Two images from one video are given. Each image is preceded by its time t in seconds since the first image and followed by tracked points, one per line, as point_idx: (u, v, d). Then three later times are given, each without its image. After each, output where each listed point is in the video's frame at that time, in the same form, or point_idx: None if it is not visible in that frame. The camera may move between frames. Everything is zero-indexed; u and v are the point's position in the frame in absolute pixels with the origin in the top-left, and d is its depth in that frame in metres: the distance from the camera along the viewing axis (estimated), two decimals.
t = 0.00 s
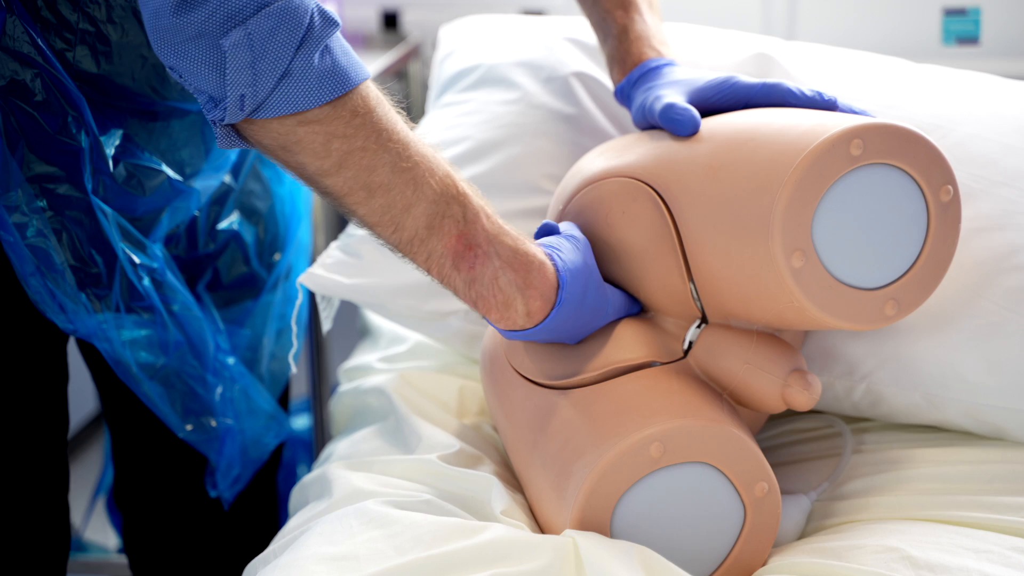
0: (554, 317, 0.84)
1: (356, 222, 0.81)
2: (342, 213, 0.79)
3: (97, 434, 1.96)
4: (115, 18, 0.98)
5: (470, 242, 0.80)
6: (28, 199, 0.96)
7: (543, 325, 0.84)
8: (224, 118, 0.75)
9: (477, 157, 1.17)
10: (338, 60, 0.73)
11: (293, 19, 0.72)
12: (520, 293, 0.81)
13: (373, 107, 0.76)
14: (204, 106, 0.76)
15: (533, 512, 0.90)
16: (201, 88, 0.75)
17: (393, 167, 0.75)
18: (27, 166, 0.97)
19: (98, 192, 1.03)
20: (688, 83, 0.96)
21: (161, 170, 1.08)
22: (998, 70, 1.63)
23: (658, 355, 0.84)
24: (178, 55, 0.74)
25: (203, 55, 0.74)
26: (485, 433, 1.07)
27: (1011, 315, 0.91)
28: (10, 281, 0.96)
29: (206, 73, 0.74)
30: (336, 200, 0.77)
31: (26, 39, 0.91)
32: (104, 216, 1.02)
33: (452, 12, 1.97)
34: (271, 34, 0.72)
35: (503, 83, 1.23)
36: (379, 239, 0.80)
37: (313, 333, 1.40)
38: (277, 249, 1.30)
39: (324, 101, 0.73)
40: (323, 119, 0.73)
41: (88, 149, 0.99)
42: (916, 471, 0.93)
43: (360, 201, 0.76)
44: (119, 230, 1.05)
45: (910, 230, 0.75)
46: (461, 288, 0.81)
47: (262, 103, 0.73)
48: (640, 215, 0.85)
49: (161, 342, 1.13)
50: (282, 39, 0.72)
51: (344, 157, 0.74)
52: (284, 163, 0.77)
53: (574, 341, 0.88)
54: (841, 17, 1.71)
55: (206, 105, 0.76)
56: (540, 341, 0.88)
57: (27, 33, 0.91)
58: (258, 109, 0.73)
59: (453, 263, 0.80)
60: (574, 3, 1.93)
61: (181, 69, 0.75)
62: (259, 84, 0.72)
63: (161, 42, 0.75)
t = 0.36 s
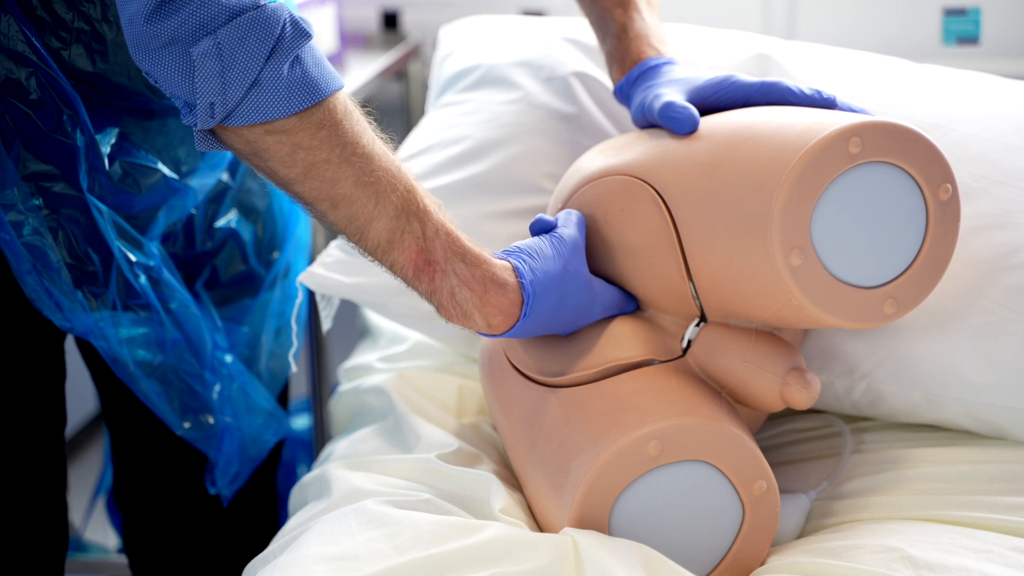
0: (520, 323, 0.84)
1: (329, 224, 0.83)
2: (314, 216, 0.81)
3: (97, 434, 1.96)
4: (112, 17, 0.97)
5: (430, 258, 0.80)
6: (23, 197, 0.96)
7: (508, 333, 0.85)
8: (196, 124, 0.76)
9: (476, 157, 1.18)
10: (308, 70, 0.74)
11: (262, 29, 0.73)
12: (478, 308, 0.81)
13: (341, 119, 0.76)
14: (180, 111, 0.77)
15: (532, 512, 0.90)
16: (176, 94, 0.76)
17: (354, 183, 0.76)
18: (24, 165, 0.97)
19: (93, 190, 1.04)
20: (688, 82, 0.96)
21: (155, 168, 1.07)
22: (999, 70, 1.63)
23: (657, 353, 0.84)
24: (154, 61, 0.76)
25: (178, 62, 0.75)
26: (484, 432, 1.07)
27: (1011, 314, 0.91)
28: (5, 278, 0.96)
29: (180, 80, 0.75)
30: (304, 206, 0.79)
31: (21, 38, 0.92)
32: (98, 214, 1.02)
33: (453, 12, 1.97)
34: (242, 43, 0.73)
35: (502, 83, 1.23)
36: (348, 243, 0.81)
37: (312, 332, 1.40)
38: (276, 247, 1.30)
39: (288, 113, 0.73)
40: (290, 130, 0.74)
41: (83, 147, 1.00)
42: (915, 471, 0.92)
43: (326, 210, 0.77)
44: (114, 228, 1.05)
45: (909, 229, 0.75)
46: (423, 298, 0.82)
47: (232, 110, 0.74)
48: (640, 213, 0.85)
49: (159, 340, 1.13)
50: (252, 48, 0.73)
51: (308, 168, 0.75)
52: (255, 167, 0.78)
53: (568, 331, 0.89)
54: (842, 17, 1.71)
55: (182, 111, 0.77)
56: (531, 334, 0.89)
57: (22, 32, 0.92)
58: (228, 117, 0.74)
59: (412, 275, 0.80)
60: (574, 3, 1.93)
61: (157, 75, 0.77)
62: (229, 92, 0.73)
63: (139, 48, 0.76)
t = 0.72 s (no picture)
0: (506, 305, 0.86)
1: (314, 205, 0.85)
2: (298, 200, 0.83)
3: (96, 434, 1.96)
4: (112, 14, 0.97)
5: (408, 242, 0.81)
6: (23, 195, 0.96)
7: (490, 314, 0.87)
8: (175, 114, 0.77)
9: (476, 156, 1.18)
10: (285, 62, 0.74)
11: (238, 20, 0.74)
12: (458, 290, 0.83)
13: (319, 111, 0.77)
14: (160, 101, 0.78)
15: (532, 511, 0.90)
16: (156, 85, 0.77)
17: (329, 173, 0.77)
18: (23, 163, 0.97)
19: (94, 188, 1.03)
20: (689, 81, 0.96)
21: (156, 166, 1.07)
22: (999, 70, 1.62)
23: (658, 352, 0.84)
24: (134, 52, 0.77)
25: (156, 54, 0.76)
26: (484, 432, 1.07)
27: (1011, 313, 0.91)
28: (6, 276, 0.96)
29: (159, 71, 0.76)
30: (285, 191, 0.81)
31: (20, 36, 0.92)
32: (98, 211, 1.02)
33: (453, 12, 1.97)
34: (217, 35, 0.74)
35: (503, 82, 1.23)
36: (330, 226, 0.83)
37: (313, 332, 1.40)
38: (278, 246, 1.29)
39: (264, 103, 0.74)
40: (268, 121, 0.75)
41: (83, 145, 0.99)
42: (916, 470, 0.92)
43: (305, 197, 0.79)
44: (115, 226, 1.04)
45: (911, 228, 0.75)
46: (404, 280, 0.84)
47: (209, 102, 0.75)
48: (641, 211, 0.85)
49: (160, 338, 1.12)
50: (228, 40, 0.74)
51: (285, 158, 0.77)
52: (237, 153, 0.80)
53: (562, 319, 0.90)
54: (841, 17, 1.71)
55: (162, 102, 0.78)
56: (525, 318, 0.90)
57: (21, 30, 0.92)
58: (206, 108, 0.75)
59: (393, 258, 0.82)
60: (574, 3, 1.93)
61: (138, 66, 0.77)
62: (205, 84, 0.74)
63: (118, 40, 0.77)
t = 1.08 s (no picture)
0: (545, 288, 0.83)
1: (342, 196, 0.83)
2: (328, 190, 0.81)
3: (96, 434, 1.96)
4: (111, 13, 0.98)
5: (458, 206, 0.80)
6: (20, 194, 0.96)
7: (532, 289, 0.84)
8: (200, 110, 0.76)
9: (476, 156, 1.17)
10: (308, 46, 0.74)
11: (258, 8, 0.74)
12: (512, 252, 0.82)
13: (345, 88, 0.76)
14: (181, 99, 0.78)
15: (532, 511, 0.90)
16: (176, 82, 0.77)
17: (366, 146, 0.76)
18: (22, 163, 0.97)
19: (92, 187, 1.03)
20: (689, 81, 0.96)
21: (154, 166, 1.07)
22: (999, 70, 1.62)
23: (658, 353, 0.84)
24: (152, 50, 0.76)
25: (176, 51, 0.76)
26: (484, 432, 1.07)
27: (1011, 313, 0.91)
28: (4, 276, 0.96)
29: (180, 68, 0.76)
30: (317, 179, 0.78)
31: (18, 36, 0.92)
32: (96, 211, 1.02)
33: (453, 12, 1.96)
34: (238, 25, 0.74)
35: (503, 82, 1.23)
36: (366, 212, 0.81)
37: (312, 332, 1.40)
38: (276, 247, 1.29)
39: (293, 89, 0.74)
40: (295, 105, 0.75)
41: (81, 145, 0.99)
42: (916, 470, 0.92)
43: (342, 178, 0.77)
44: (113, 225, 1.04)
45: (910, 229, 0.75)
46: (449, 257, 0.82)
47: (235, 93, 0.75)
48: (641, 212, 0.85)
49: (157, 338, 1.12)
50: (249, 29, 0.74)
51: (319, 137, 0.75)
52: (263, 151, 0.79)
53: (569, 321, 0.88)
54: (841, 18, 1.70)
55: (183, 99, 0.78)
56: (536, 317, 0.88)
57: (19, 29, 0.92)
58: (233, 99, 0.75)
59: (442, 228, 0.81)
60: (574, 3, 1.93)
61: (157, 64, 0.77)
62: (231, 76, 0.74)
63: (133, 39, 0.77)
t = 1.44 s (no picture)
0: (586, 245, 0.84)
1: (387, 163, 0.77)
2: (378, 155, 0.75)
3: (95, 434, 1.95)
4: (111, 9, 0.97)
5: (513, 141, 0.79)
6: (20, 193, 0.96)
7: (591, 231, 0.84)
8: (240, 84, 0.70)
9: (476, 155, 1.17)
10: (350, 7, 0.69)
11: None
12: (571, 181, 0.82)
13: (389, 42, 0.72)
14: (216, 76, 0.71)
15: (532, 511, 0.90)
16: (212, 57, 0.70)
17: (423, 91, 0.73)
18: (21, 161, 0.97)
19: (91, 186, 1.03)
20: (691, 82, 0.96)
21: (154, 164, 1.07)
22: (999, 70, 1.62)
23: (659, 353, 0.84)
24: (185, 24, 0.70)
25: (212, 21, 0.69)
26: (484, 432, 1.07)
27: (1011, 313, 0.91)
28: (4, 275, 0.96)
29: (217, 40, 0.69)
30: (372, 141, 0.73)
31: (19, 32, 0.91)
32: (96, 210, 1.02)
33: (453, 11, 1.96)
34: None
35: (503, 82, 1.23)
36: (420, 172, 0.77)
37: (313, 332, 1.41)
38: (276, 248, 1.31)
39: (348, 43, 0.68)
40: (346, 64, 0.69)
41: (81, 143, 0.99)
42: (917, 471, 0.93)
43: (403, 131, 0.72)
44: (112, 225, 1.04)
45: (913, 231, 0.75)
46: (513, 203, 0.79)
47: (281, 60, 0.68)
48: (647, 211, 0.85)
49: (156, 338, 1.13)
50: None
51: (375, 91, 0.70)
52: (303, 119, 0.72)
53: (592, 308, 0.88)
54: (840, 18, 1.70)
55: (218, 73, 0.71)
56: (571, 292, 0.86)
57: (19, 26, 0.91)
58: (278, 67, 0.68)
59: (503, 166, 0.78)
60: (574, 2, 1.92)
61: (189, 39, 0.70)
62: (278, 40, 0.67)
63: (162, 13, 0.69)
